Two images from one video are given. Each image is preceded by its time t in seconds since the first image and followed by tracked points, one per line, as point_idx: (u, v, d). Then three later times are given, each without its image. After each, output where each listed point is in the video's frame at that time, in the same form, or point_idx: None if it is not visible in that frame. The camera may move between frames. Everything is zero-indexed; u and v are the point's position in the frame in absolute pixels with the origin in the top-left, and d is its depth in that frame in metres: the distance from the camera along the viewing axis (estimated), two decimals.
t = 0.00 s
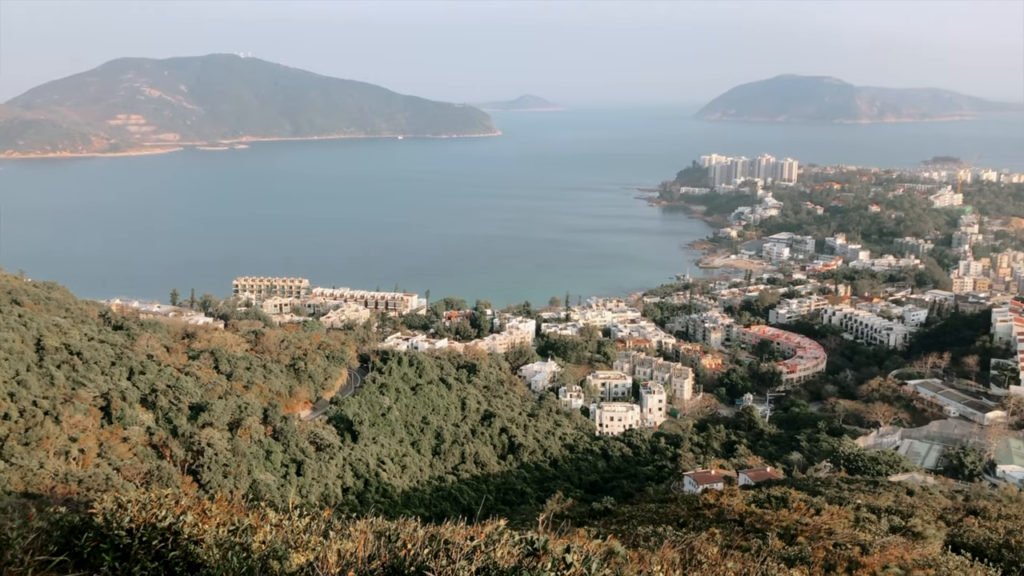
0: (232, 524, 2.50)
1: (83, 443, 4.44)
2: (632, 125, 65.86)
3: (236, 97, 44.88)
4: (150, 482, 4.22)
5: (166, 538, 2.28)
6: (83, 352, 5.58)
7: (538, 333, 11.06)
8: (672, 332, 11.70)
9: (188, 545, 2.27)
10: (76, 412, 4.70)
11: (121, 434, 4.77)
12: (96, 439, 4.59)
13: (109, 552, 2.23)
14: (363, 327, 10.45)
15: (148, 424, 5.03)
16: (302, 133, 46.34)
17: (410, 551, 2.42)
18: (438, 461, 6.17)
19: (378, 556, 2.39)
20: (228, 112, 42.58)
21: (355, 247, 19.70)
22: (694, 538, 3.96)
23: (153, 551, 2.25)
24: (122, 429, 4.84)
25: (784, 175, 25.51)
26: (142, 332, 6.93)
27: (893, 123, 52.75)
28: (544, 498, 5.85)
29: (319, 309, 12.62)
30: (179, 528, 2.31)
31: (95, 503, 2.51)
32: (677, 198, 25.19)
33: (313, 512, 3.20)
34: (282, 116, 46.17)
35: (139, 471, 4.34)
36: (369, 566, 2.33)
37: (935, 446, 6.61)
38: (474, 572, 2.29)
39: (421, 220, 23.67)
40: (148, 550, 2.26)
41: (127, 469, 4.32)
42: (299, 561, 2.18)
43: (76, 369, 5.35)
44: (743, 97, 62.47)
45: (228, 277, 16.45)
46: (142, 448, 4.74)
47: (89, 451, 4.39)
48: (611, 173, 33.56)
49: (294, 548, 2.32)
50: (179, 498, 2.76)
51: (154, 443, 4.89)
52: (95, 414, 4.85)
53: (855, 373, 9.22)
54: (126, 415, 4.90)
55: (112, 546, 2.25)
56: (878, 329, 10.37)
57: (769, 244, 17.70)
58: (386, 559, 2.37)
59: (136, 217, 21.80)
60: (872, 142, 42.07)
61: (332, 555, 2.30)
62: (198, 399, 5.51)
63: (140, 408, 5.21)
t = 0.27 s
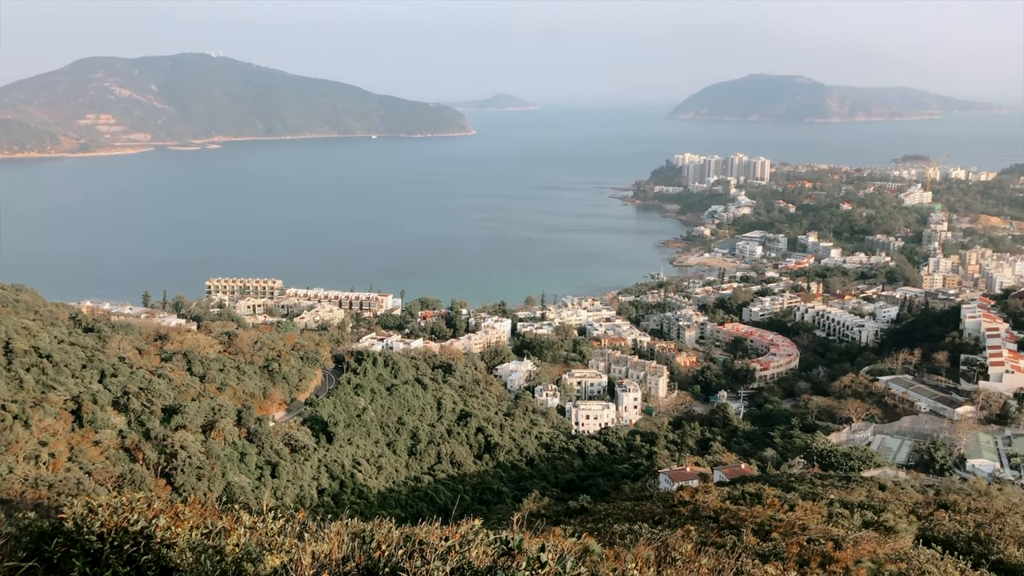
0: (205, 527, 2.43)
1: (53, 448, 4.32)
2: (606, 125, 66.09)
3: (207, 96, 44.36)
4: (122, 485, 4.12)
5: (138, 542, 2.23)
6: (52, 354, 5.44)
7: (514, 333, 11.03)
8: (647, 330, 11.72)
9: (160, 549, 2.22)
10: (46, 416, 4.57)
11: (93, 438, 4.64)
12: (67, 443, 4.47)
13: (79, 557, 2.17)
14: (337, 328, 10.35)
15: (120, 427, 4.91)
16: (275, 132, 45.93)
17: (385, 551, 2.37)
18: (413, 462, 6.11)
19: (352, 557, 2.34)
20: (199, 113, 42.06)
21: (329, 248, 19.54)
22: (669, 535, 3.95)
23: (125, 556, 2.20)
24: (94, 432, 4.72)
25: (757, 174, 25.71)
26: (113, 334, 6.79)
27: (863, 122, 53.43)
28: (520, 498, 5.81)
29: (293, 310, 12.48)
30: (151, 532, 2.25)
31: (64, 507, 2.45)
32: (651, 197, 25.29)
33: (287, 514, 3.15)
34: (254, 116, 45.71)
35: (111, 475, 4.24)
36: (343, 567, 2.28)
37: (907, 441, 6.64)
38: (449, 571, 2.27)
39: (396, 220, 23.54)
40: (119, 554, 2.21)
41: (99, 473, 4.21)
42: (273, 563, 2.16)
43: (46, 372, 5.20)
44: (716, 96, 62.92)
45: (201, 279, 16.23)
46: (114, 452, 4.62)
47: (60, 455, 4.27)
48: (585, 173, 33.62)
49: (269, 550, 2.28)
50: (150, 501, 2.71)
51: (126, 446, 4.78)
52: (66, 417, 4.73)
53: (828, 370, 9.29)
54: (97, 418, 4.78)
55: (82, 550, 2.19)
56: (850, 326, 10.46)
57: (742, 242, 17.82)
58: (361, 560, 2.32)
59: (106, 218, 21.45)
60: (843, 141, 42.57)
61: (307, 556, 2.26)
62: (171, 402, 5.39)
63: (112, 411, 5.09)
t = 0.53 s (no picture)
0: (169, 534, 2.47)
1: (12, 455, 4.15)
2: (573, 125, 66.30)
3: (169, 97, 43.62)
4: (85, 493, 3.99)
5: (100, 551, 2.25)
6: (11, 360, 5.25)
7: (482, 334, 10.96)
8: (615, 330, 11.73)
9: (122, 557, 2.23)
10: (5, 423, 4.40)
11: (54, 445, 4.47)
12: (28, 451, 4.30)
13: (40, 567, 2.17)
14: (303, 331, 10.19)
15: (83, 434, 4.75)
16: (239, 134, 45.32)
17: (350, 556, 2.44)
18: (382, 465, 6.02)
19: (316, 561, 2.40)
20: (161, 114, 41.34)
21: (294, 250, 19.30)
22: (636, 534, 3.95)
23: (87, 565, 2.21)
24: (55, 439, 4.55)
25: (721, 174, 25.94)
26: (74, 339, 6.59)
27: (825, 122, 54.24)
28: (489, 499, 5.75)
29: (258, 313, 12.28)
30: (114, 541, 2.28)
31: (25, 517, 2.46)
32: (618, 198, 25.37)
33: (252, 520, 3.15)
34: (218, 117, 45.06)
35: (73, 482, 4.09)
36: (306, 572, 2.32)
37: (871, 437, 6.71)
38: (414, 574, 2.32)
39: (363, 221, 23.33)
40: (81, 563, 2.22)
41: (60, 481, 4.07)
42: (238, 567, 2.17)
43: (5, 378, 5.01)
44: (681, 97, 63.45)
45: (164, 282, 15.93)
46: (77, 459, 4.46)
47: (20, 462, 4.10)
48: (552, 173, 33.66)
49: (234, 556, 2.29)
50: (114, 508, 2.72)
51: (89, 452, 4.62)
52: (25, 424, 4.56)
53: (793, 368, 9.37)
54: (59, 425, 4.62)
55: (44, 560, 2.20)
56: (814, 324, 10.56)
57: (707, 242, 17.95)
58: (325, 564, 2.39)
59: (64, 220, 20.97)
60: (805, 141, 43.16)
61: (271, 562, 2.29)
62: (134, 407, 5.23)
63: (73, 417, 4.91)
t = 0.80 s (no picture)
0: (137, 542, 2.39)
1: None
2: (543, 127, 66.48)
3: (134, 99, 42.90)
4: (50, 502, 3.88)
5: (67, 560, 2.18)
6: None
7: (453, 337, 10.91)
8: (586, 331, 11.75)
9: (89, 566, 2.17)
10: None
11: (18, 453, 4.32)
12: None
13: None
14: (272, 335, 10.06)
15: (48, 441, 4.61)
16: (205, 136, 44.73)
17: (323, 561, 2.41)
18: (353, 469, 5.95)
19: (288, 566, 2.36)
20: (126, 116, 40.69)
21: (263, 253, 19.08)
22: (609, 534, 3.93)
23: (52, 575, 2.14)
24: (20, 447, 4.40)
25: (690, 176, 26.15)
26: (39, 346, 6.42)
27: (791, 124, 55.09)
28: (462, 502, 5.71)
29: (227, 317, 12.10)
30: (81, 549, 2.21)
31: None
32: (588, 199, 25.45)
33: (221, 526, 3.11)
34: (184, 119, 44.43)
35: (39, 491, 3.98)
36: None
37: (839, 435, 6.78)
38: None
39: (332, 224, 23.14)
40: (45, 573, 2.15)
41: (24, 490, 3.96)
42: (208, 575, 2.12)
43: None
44: (650, 99, 63.96)
45: (130, 287, 15.65)
46: (42, 467, 4.32)
47: None
48: (522, 175, 33.70)
49: (204, 563, 2.24)
50: (80, 517, 2.65)
51: (54, 460, 4.48)
52: None
53: (762, 367, 9.45)
54: (23, 433, 4.48)
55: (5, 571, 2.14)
56: (782, 323, 10.67)
57: (677, 243, 18.07)
58: (297, 569, 2.35)
59: (27, 225, 20.51)
60: (772, 142, 43.74)
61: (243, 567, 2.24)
62: (101, 414, 5.10)
63: (38, 425, 4.78)
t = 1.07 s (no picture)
0: (104, 552, 2.39)
1: None
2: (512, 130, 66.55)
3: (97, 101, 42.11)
4: (14, 512, 3.77)
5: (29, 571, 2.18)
6: None
7: (424, 340, 10.83)
8: (557, 333, 11.75)
9: None
10: None
11: None
12: None
13: None
14: (241, 340, 9.91)
15: (11, 450, 4.48)
16: (171, 140, 44.08)
17: (291, 567, 2.44)
18: (325, 474, 5.87)
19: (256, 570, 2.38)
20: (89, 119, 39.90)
21: (231, 258, 18.82)
22: (582, 536, 3.91)
23: None
24: None
25: (659, 177, 26.34)
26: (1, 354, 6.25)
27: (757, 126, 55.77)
28: (434, 505, 5.67)
29: (195, 322, 11.90)
30: (45, 560, 2.20)
31: None
32: (558, 201, 25.50)
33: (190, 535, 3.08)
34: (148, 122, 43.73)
35: (2, 502, 3.86)
36: None
37: (808, 433, 6.84)
38: None
39: (301, 227, 22.92)
40: None
41: None
42: None
43: None
44: (618, 101, 64.35)
45: (94, 292, 15.34)
46: (6, 477, 4.19)
47: None
48: (492, 177, 33.68)
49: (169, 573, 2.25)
50: (44, 527, 2.60)
51: (19, 470, 4.36)
52: None
53: (732, 366, 9.52)
54: None
55: None
56: (751, 323, 10.75)
57: (646, 245, 18.17)
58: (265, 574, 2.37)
59: None
60: (738, 144, 44.24)
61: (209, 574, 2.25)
62: (67, 421, 4.97)
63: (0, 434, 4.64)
